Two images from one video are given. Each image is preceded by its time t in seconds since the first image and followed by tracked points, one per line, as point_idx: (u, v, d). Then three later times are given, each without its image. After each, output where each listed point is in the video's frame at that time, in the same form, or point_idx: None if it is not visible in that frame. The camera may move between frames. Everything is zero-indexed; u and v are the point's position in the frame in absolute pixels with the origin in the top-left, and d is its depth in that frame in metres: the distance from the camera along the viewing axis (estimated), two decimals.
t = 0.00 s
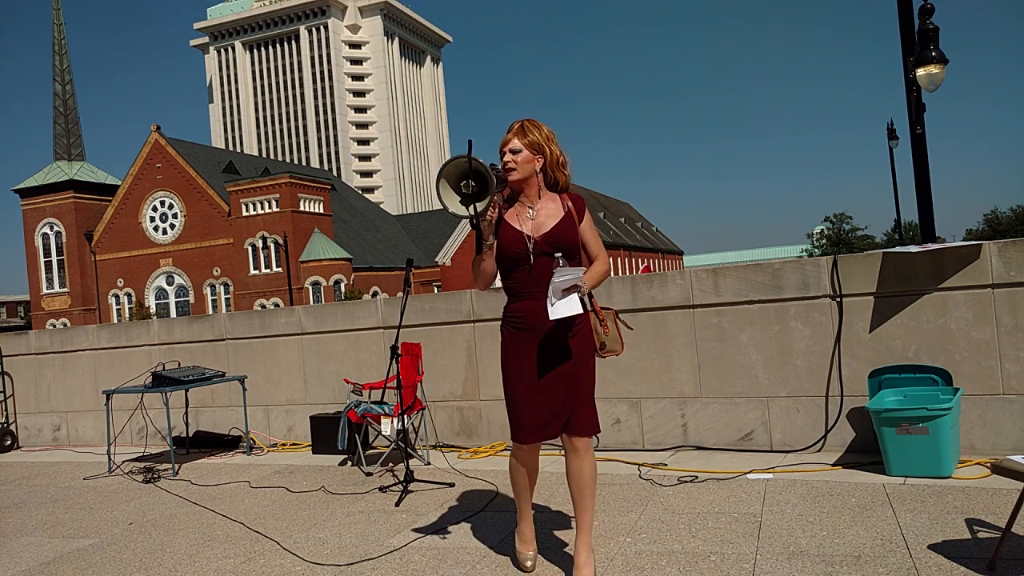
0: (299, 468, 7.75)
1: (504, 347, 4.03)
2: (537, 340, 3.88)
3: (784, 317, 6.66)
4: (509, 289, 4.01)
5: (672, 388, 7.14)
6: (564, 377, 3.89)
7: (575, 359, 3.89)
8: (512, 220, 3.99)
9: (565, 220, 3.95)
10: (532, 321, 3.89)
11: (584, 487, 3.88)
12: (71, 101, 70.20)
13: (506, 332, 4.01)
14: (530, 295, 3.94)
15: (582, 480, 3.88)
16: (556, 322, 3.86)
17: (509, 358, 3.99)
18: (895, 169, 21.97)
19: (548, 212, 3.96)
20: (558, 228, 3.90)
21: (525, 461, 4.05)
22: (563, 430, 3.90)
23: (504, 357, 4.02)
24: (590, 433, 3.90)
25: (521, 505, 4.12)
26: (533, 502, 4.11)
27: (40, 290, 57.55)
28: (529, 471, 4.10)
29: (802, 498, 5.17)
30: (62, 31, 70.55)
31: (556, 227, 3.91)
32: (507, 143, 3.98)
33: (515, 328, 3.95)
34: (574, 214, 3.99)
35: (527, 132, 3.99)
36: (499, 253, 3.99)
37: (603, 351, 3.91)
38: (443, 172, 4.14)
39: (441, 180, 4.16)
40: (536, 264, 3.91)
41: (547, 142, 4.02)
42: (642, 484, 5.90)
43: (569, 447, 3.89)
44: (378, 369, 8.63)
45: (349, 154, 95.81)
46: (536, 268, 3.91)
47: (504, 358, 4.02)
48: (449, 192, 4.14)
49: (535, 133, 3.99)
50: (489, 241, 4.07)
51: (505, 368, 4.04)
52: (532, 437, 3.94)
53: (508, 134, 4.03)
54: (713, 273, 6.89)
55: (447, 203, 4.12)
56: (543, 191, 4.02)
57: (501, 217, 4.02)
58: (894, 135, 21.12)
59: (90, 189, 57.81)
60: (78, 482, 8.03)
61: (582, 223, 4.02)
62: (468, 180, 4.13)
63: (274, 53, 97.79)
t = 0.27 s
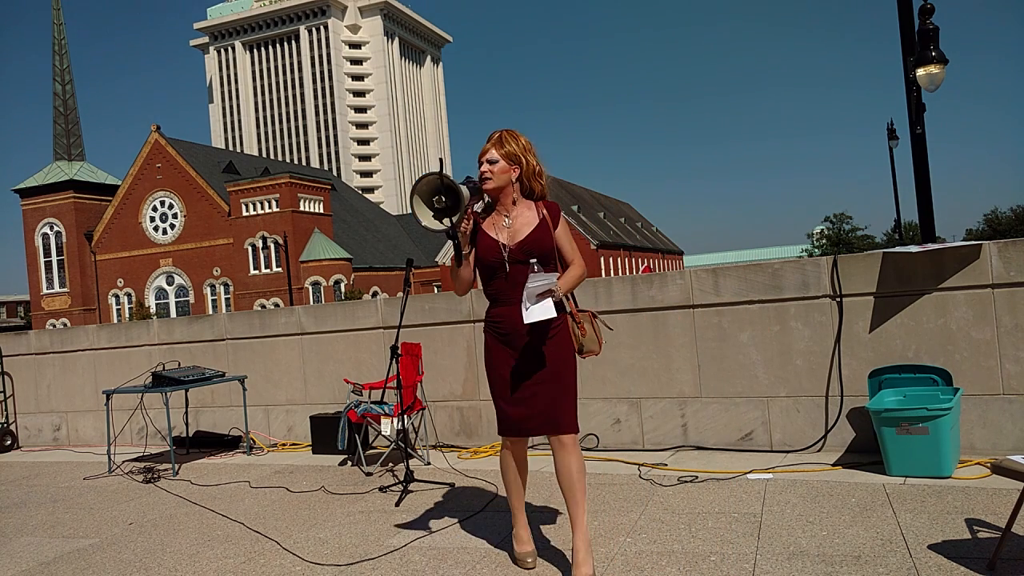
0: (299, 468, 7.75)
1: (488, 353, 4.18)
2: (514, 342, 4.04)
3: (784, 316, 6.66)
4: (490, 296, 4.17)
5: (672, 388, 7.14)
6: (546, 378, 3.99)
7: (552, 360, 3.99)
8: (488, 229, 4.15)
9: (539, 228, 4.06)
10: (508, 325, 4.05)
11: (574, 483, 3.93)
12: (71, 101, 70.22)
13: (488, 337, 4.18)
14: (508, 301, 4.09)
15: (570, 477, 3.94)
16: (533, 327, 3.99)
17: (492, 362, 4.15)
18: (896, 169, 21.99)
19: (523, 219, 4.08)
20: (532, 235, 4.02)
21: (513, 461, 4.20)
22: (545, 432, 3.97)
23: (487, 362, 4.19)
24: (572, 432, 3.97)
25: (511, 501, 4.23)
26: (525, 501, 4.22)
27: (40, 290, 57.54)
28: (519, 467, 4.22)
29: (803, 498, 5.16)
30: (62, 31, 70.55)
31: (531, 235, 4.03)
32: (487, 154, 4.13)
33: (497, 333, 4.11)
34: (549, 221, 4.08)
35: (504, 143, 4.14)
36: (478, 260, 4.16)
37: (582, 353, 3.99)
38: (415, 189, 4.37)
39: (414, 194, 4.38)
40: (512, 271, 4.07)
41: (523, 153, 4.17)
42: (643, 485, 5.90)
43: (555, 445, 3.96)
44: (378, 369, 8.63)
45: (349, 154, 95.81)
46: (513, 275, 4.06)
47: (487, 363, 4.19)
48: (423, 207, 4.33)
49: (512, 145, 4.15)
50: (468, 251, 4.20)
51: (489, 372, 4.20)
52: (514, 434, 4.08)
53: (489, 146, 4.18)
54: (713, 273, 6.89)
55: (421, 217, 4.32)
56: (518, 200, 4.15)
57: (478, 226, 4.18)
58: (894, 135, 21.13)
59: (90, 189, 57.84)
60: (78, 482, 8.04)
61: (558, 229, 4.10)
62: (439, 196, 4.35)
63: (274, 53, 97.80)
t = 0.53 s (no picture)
0: (298, 468, 7.75)
1: (476, 354, 4.31)
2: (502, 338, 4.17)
3: (784, 316, 6.66)
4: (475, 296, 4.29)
5: (672, 388, 7.13)
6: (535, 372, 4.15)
7: (540, 355, 4.15)
8: (468, 232, 4.30)
9: (519, 228, 4.20)
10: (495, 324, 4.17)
11: (567, 472, 4.12)
12: (71, 101, 70.21)
13: (477, 340, 4.29)
14: (492, 300, 4.23)
15: (564, 467, 4.12)
16: (518, 323, 4.13)
17: (481, 361, 4.28)
18: (895, 169, 22.02)
19: (502, 220, 4.24)
20: (511, 237, 4.17)
21: (510, 460, 4.24)
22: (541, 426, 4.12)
23: (476, 363, 4.32)
24: (563, 425, 4.13)
25: (507, 500, 4.26)
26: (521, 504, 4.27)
27: (40, 290, 57.51)
28: (514, 465, 4.25)
29: (803, 497, 5.17)
30: (62, 31, 70.57)
31: (512, 235, 4.18)
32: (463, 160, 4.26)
33: (485, 335, 4.23)
34: (528, 222, 4.23)
35: (480, 146, 4.28)
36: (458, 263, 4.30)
37: (566, 344, 4.24)
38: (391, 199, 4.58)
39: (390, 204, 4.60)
40: (491, 273, 4.20)
41: (499, 154, 4.31)
42: (642, 484, 5.90)
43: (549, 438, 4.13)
44: (378, 369, 8.63)
45: (349, 154, 95.82)
46: (495, 276, 4.20)
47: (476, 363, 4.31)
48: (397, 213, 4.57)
49: (488, 148, 4.28)
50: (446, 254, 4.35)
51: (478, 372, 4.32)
52: (508, 428, 4.19)
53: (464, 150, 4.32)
54: (713, 273, 6.89)
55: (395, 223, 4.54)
56: (495, 202, 4.28)
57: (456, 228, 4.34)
58: (894, 135, 21.14)
59: (90, 189, 57.88)
60: (78, 482, 8.04)
61: (537, 229, 4.26)
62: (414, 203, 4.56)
63: (274, 53, 97.77)
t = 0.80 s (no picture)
0: (298, 469, 7.76)
1: (468, 352, 4.46)
2: (495, 337, 4.34)
3: (784, 316, 6.66)
4: (467, 298, 4.45)
5: (672, 388, 7.13)
6: (528, 368, 4.34)
7: (529, 355, 4.35)
8: (462, 234, 4.44)
9: (512, 232, 4.42)
10: (489, 324, 4.34)
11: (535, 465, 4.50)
12: (71, 101, 70.20)
13: (469, 340, 4.44)
14: (486, 301, 4.39)
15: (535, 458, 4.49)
16: (513, 323, 4.31)
17: (473, 360, 4.42)
18: (895, 168, 22.03)
19: (496, 224, 4.43)
20: (506, 240, 4.37)
21: (503, 459, 4.35)
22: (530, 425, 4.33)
23: (467, 362, 4.45)
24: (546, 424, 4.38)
25: (504, 499, 4.33)
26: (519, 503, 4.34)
27: (40, 290, 57.51)
28: (508, 465, 4.37)
29: (803, 498, 5.17)
30: (62, 31, 70.57)
31: (506, 238, 4.39)
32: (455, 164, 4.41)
33: (478, 333, 4.39)
34: (519, 225, 4.46)
35: (471, 152, 4.42)
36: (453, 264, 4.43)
37: (556, 345, 4.39)
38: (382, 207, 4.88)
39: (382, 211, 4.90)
40: (488, 273, 4.38)
41: (489, 159, 4.48)
42: (642, 484, 5.90)
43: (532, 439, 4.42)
44: (378, 369, 8.64)
45: (349, 154, 95.82)
46: (492, 277, 4.37)
47: (467, 362, 4.45)
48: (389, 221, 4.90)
49: (478, 153, 4.44)
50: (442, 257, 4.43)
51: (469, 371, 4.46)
52: (508, 426, 4.29)
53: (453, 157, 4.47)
54: (713, 273, 6.89)
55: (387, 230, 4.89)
56: (488, 207, 4.47)
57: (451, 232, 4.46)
58: (894, 135, 21.15)
59: (90, 189, 57.89)
60: (78, 482, 8.04)
61: (527, 232, 4.50)
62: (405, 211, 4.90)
63: (274, 53, 97.76)
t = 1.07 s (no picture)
0: (298, 468, 7.75)
1: (458, 356, 4.48)
2: (487, 341, 4.38)
3: (784, 316, 6.66)
4: (458, 303, 4.47)
5: (672, 388, 7.13)
6: (517, 372, 4.41)
7: (519, 359, 4.42)
8: (455, 241, 4.45)
9: (504, 239, 4.47)
10: (483, 328, 4.37)
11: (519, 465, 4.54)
12: (71, 100, 70.21)
13: (459, 343, 4.45)
14: (477, 305, 4.41)
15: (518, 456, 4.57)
16: (505, 327, 4.38)
17: (464, 363, 4.44)
18: (895, 168, 22.04)
19: (487, 233, 4.46)
20: (500, 247, 4.42)
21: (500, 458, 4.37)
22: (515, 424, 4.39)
23: (458, 365, 4.47)
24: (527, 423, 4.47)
25: (502, 499, 4.30)
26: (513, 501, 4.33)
27: (40, 290, 57.51)
28: (505, 466, 4.37)
29: (803, 498, 5.17)
30: (62, 31, 70.60)
31: (499, 246, 4.43)
32: (449, 171, 4.42)
33: (468, 336, 4.42)
34: (510, 233, 4.51)
35: (463, 161, 4.43)
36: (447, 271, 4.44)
37: (535, 351, 4.44)
38: (382, 212, 4.88)
39: (381, 216, 4.89)
40: (482, 279, 4.40)
41: (482, 166, 4.49)
42: (642, 484, 5.91)
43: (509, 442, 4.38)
44: (378, 369, 8.63)
45: (349, 154, 95.84)
46: (484, 283, 4.40)
47: (457, 364, 4.47)
48: (388, 228, 4.90)
49: (470, 162, 4.44)
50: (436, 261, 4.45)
51: (461, 372, 4.47)
52: (502, 426, 4.34)
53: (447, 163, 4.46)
54: (713, 273, 6.89)
55: (387, 236, 4.88)
56: (480, 215, 4.50)
57: (444, 238, 4.46)
58: (894, 135, 21.11)
59: (90, 189, 57.92)
60: (78, 482, 8.03)
61: (516, 239, 4.55)
62: (404, 216, 4.92)
63: (273, 53, 97.75)
